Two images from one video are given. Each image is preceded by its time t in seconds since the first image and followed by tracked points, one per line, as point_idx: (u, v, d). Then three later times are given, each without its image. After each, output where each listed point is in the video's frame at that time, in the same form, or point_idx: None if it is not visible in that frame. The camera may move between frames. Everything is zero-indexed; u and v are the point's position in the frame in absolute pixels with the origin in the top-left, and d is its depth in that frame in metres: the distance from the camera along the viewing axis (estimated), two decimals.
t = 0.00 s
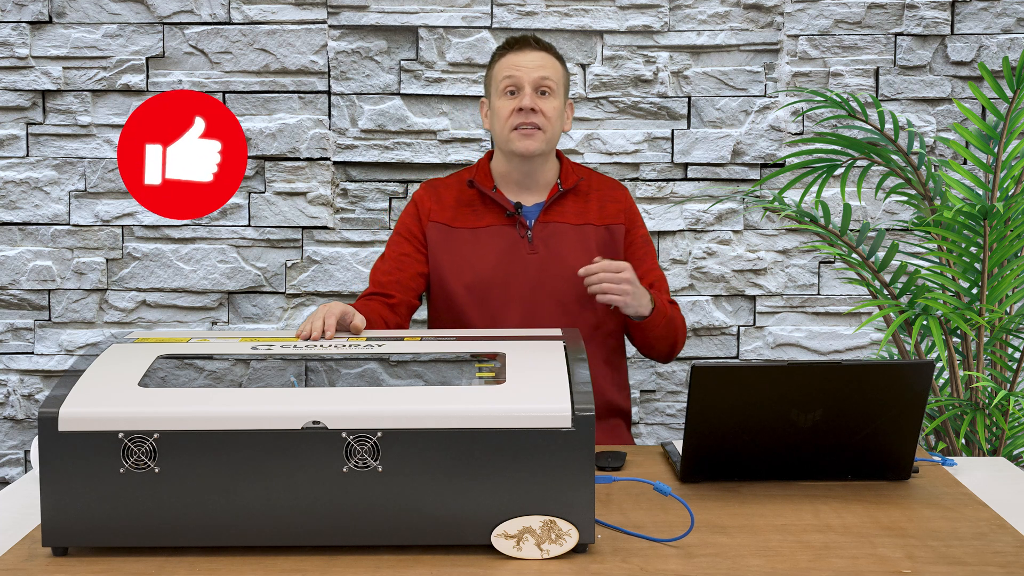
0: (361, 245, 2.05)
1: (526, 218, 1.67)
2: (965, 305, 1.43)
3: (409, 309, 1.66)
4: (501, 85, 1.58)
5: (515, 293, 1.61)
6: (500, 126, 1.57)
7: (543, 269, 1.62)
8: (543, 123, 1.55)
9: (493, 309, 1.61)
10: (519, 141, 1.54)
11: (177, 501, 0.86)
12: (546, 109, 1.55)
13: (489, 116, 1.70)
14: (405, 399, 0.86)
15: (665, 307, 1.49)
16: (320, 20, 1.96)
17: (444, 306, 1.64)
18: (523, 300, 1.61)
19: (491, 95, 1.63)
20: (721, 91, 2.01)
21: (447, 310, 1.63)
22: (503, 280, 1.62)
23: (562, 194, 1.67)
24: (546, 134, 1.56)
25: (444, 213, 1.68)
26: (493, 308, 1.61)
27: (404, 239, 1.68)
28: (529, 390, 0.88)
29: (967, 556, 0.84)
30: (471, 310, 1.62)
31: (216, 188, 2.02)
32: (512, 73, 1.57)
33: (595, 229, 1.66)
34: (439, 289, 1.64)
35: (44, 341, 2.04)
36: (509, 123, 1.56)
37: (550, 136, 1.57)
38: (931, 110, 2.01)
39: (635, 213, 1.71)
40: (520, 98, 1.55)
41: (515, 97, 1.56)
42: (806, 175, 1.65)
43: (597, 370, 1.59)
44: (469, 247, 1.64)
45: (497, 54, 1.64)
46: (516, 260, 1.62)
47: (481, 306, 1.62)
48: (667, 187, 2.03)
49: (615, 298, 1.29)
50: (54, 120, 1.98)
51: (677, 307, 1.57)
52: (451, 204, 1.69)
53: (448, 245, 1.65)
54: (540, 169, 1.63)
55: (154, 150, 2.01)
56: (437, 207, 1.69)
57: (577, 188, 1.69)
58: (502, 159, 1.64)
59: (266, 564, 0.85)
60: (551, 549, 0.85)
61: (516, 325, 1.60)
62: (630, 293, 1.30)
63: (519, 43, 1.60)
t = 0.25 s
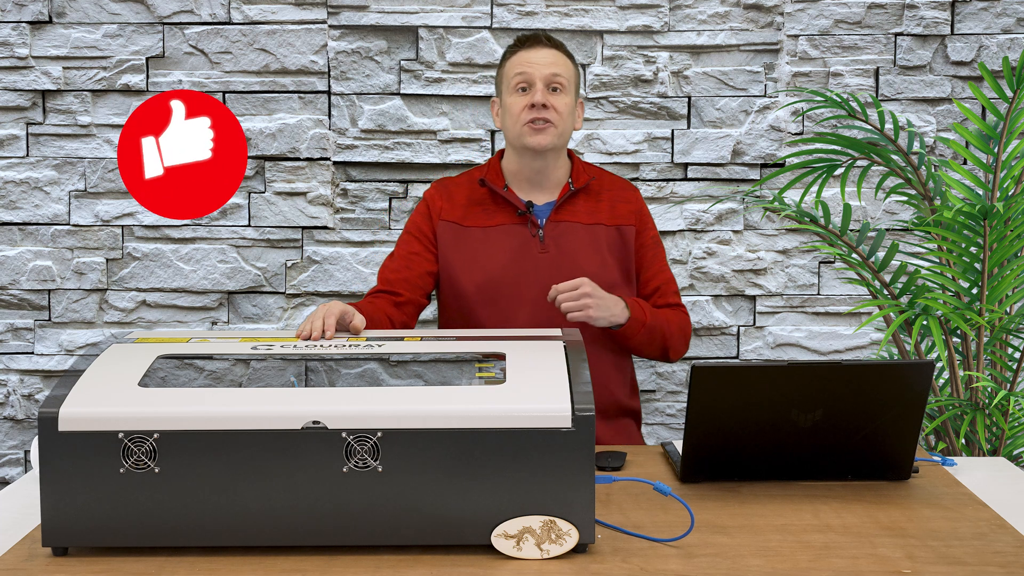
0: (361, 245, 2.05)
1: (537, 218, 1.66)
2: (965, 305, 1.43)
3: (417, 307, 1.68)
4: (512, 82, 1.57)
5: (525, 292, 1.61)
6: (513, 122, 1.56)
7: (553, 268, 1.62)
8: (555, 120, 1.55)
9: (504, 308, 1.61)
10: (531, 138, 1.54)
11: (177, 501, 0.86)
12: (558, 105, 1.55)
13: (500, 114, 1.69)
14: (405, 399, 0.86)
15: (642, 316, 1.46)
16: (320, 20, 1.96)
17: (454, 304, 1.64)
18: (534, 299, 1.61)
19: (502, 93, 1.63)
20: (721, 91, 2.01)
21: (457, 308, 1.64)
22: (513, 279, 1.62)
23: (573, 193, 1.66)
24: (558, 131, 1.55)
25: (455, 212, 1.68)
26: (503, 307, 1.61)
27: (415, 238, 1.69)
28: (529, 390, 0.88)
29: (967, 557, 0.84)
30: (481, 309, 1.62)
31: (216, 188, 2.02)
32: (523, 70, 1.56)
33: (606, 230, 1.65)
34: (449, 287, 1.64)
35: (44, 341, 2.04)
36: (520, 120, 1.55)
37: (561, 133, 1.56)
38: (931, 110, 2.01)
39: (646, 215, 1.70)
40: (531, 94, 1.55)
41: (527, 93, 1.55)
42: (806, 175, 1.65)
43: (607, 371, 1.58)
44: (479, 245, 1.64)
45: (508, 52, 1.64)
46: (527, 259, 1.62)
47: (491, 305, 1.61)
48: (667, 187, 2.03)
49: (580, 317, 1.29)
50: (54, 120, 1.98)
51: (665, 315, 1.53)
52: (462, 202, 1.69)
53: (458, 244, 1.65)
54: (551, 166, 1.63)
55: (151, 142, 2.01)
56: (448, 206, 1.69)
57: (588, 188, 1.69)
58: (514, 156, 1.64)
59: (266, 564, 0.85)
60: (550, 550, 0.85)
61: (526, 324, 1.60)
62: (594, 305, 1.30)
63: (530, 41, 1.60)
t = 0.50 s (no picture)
0: (361, 245, 2.05)
1: (553, 215, 1.66)
2: (965, 305, 1.43)
3: (427, 303, 1.68)
4: (527, 82, 1.56)
5: (539, 290, 1.60)
6: (528, 122, 1.55)
7: (567, 266, 1.61)
8: (571, 117, 1.54)
9: (517, 306, 1.60)
10: (548, 136, 1.53)
11: (177, 500, 0.86)
12: (573, 104, 1.54)
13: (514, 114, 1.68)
14: (404, 399, 0.86)
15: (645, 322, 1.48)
16: (320, 20, 1.96)
17: (467, 301, 1.64)
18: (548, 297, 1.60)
19: (516, 92, 1.61)
20: (721, 91, 2.01)
21: (471, 306, 1.64)
22: (527, 276, 1.61)
23: (588, 190, 1.66)
24: (574, 129, 1.54)
25: (470, 209, 1.68)
26: (517, 304, 1.60)
27: (428, 234, 1.69)
28: (529, 390, 0.88)
29: (967, 556, 0.84)
30: (494, 307, 1.62)
31: (216, 188, 2.01)
32: (537, 69, 1.55)
33: (621, 229, 1.64)
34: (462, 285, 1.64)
35: (44, 341, 2.04)
36: (536, 118, 1.54)
37: (577, 131, 1.55)
38: (931, 110, 2.01)
39: (660, 215, 1.69)
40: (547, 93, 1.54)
41: (542, 93, 1.54)
42: (806, 175, 1.65)
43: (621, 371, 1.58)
44: (494, 242, 1.64)
45: (521, 51, 1.63)
46: (542, 256, 1.62)
47: (504, 303, 1.61)
48: (667, 187, 2.04)
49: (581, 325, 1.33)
50: (54, 120, 1.98)
51: (669, 317, 1.54)
52: (478, 200, 1.69)
53: (473, 241, 1.65)
54: (567, 164, 1.62)
55: (150, 142, 2.00)
56: (463, 203, 1.69)
57: (603, 186, 1.68)
58: (529, 155, 1.63)
59: (266, 564, 0.85)
60: (550, 550, 0.85)
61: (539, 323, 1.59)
62: (596, 316, 1.35)
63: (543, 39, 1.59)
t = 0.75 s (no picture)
0: (361, 245, 2.05)
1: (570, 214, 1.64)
2: (965, 305, 1.43)
3: (440, 299, 1.67)
4: (542, 81, 1.56)
5: (556, 288, 1.59)
6: (544, 120, 1.55)
7: (584, 264, 1.59)
8: (587, 115, 1.53)
9: (533, 305, 1.59)
10: (564, 134, 1.52)
11: (177, 500, 0.86)
12: (589, 101, 1.53)
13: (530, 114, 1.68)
14: (404, 399, 0.86)
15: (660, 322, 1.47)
16: (320, 20, 1.96)
17: (484, 300, 1.63)
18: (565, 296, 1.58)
19: (531, 93, 1.61)
20: (721, 91, 2.01)
21: (487, 305, 1.63)
22: (544, 274, 1.60)
23: (605, 189, 1.64)
24: (590, 126, 1.53)
25: (487, 208, 1.67)
26: (533, 302, 1.59)
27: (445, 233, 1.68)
28: (529, 390, 0.88)
29: (967, 556, 0.84)
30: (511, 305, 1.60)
31: (216, 188, 2.02)
32: (552, 68, 1.55)
33: (638, 227, 1.63)
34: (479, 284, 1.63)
35: (44, 341, 2.04)
36: (551, 117, 1.54)
37: (594, 128, 1.54)
38: (931, 110, 2.01)
39: (677, 213, 1.67)
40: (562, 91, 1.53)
41: (558, 91, 1.54)
42: (806, 175, 1.65)
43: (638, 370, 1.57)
44: (512, 240, 1.62)
45: (535, 52, 1.63)
46: (559, 255, 1.60)
47: (521, 302, 1.59)
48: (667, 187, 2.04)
49: (596, 324, 1.34)
50: (54, 120, 1.98)
51: (685, 317, 1.53)
52: (495, 198, 1.68)
53: (490, 239, 1.63)
54: (585, 162, 1.61)
55: (154, 149, 2.02)
56: (481, 201, 1.68)
57: (620, 185, 1.67)
58: (546, 155, 1.62)
59: (266, 564, 0.85)
60: (551, 550, 0.85)
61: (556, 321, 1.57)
62: (611, 313, 1.35)
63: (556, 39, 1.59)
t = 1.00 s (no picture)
0: (361, 245, 2.05)
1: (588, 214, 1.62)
2: (965, 305, 1.43)
3: (453, 294, 1.65)
4: (558, 81, 1.55)
5: (572, 287, 1.56)
6: (561, 121, 1.53)
7: (601, 264, 1.57)
8: (604, 115, 1.51)
9: (550, 304, 1.56)
10: (581, 134, 1.51)
11: (177, 501, 0.86)
12: (606, 101, 1.52)
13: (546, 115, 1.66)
14: (404, 399, 0.86)
15: (679, 321, 1.44)
16: (320, 20, 1.96)
17: (501, 299, 1.60)
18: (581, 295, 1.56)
19: (547, 93, 1.60)
20: (721, 91, 2.01)
21: (504, 304, 1.60)
22: (561, 273, 1.57)
23: (623, 189, 1.62)
24: (607, 126, 1.52)
25: (505, 206, 1.64)
26: (550, 302, 1.56)
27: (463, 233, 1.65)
28: (528, 390, 0.88)
29: (967, 556, 0.84)
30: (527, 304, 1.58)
31: (216, 188, 2.02)
32: (568, 68, 1.53)
33: (656, 226, 1.60)
34: (497, 283, 1.61)
35: (44, 341, 2.04)
36: (568, 117, 1.52)
37: (611, 128, 1.53)
38: (931, 110, 2.01)
39: (696, 213, 1.64)
40: (579, 91, 1.52)
41: (575, 91, 1.53)
42: (806, 175, 1.65)
43: (655, 370, 1.54)
44: (529, 239, 1.60)
45: (551, 53, 1.62)
46: (576, 254, 1.57)
47: (538, 301, 1.57)
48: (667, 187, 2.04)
49: (613, 324, 1.34)
50: (54, 120, 1.98)
51: (703, 316, 1.49)
52: (513, 197, 1.65)
53: (508, 238, 1.60)
54: (603, 161, 1.59)
55: (157, 151, 2.02)
56: (499, 200, 1.66)
57: (638, 185, 1.64)
58: (563, 155, 1.60)
59: (265, 564, 0.85)
60: (550, 550, 0.85)
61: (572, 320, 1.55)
62: (629, 313, 1.35)
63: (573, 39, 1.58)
